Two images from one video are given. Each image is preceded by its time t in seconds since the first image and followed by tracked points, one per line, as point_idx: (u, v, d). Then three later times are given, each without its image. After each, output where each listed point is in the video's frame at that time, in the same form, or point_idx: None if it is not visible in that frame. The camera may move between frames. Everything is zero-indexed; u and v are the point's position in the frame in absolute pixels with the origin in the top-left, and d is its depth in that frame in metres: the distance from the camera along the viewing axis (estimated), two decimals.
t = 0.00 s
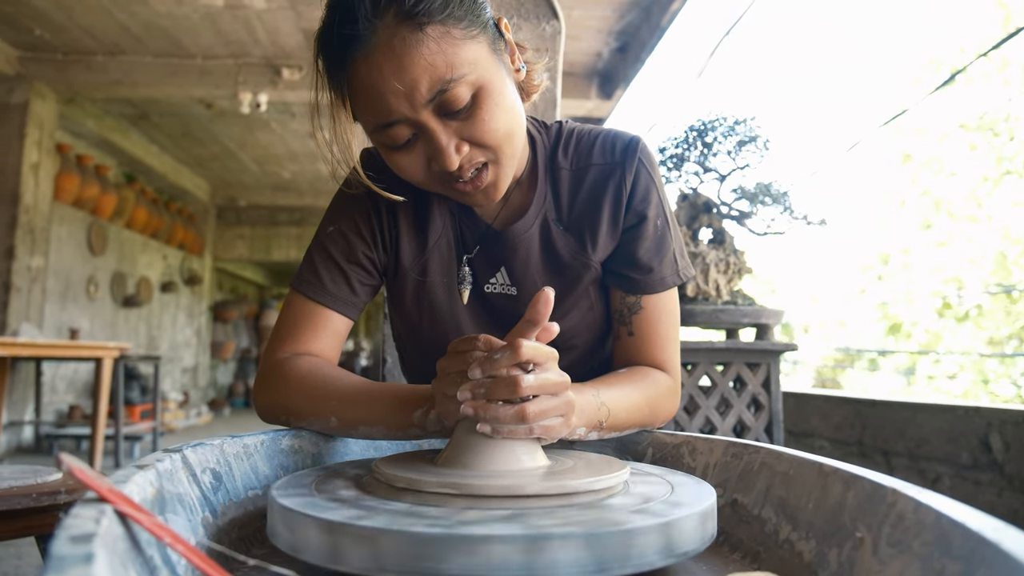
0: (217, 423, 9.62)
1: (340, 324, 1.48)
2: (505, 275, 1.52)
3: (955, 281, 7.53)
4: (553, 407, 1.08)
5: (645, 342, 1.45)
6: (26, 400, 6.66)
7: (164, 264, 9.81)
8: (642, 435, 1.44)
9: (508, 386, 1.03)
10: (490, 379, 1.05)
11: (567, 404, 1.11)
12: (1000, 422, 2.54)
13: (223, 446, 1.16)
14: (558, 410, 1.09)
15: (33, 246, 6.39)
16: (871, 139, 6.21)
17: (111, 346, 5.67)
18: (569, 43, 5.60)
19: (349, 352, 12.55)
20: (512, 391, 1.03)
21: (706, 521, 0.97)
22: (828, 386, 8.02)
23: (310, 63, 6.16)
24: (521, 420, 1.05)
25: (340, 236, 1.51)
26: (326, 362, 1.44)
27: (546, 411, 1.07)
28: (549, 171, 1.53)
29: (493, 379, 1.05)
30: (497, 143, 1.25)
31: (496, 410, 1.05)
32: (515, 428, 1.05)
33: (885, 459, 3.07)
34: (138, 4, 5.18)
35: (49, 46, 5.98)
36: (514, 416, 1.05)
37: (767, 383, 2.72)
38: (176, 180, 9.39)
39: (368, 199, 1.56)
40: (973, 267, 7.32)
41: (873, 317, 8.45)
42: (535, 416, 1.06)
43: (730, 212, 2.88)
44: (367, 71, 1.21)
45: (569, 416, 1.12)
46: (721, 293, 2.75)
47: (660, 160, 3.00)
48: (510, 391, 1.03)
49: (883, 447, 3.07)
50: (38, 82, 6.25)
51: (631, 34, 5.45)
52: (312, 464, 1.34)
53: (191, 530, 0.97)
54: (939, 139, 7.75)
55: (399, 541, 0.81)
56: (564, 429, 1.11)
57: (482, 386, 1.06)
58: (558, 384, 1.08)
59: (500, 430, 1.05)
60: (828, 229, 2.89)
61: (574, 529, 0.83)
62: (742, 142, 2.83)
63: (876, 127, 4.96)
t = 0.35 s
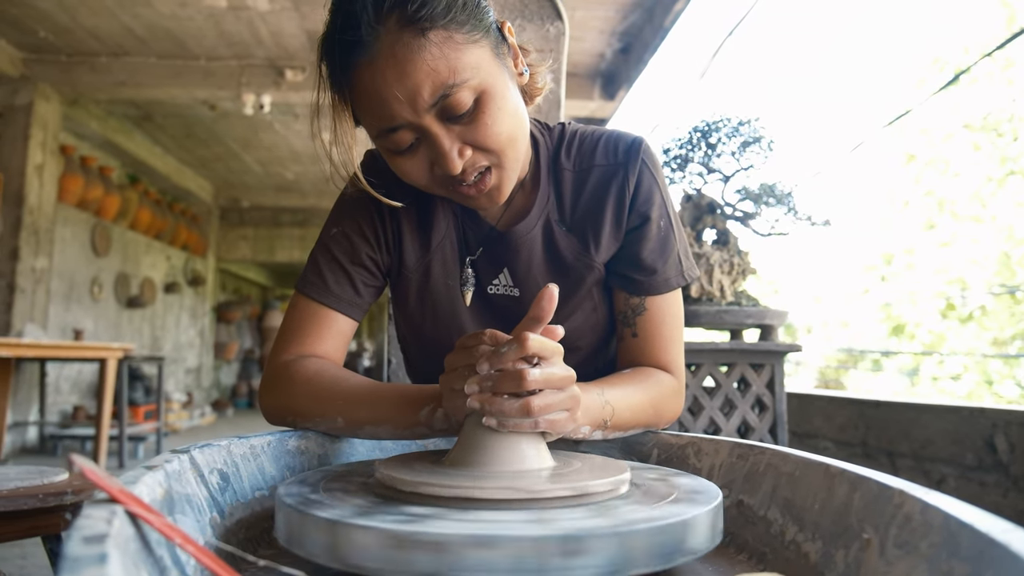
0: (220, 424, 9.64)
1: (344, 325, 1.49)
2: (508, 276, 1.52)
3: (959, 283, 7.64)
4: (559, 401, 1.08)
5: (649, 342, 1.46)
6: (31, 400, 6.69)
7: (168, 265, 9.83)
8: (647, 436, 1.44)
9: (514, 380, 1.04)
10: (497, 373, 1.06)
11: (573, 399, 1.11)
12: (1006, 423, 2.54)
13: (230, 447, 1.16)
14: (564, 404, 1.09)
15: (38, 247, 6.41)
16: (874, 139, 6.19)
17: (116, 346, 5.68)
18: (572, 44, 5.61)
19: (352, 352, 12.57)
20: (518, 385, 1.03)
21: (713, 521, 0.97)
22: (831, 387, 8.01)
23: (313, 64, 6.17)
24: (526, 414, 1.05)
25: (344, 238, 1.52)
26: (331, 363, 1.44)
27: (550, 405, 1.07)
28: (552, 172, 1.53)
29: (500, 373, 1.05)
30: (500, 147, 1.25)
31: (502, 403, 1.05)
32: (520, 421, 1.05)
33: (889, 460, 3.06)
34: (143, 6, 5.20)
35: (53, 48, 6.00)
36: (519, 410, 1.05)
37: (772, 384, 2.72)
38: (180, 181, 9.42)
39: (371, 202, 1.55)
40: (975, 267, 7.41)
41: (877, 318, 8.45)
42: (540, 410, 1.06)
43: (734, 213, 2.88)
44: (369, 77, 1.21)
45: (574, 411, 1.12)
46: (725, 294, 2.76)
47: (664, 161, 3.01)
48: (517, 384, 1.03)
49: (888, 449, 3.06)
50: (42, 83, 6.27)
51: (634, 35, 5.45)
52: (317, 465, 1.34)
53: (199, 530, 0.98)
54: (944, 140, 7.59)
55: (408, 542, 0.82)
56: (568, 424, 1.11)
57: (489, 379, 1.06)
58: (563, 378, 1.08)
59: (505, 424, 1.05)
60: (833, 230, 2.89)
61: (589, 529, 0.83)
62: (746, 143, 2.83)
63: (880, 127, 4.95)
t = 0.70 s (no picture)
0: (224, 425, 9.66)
1: (350, 328, 1.49)
2: (511, 278, 1.53)
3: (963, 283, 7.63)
4: (564, 396, 1.09)
5: (654, 344, 1.46)
6: (36, 401, 6.70)
7: (171, 265, 9.85)
8: (653, 437, 1.44)
9: (520, 375, 1.05)
10: (503, 368, 1.07)
11: (579, 394, 1.12)
12: (1011, 424, 2.54)
13: (238, 448, 1.16)
14: (569, 400, 1.10)
15: (42, 248, 6.43)
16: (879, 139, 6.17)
17: (119, 347, 5.69)
18: (575, 44, 5.61)
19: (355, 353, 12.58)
20: (524, 380, 1.04)
21: (719, 523, 0.97)
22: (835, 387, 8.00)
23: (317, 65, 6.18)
24: (532, 409, 1.06)
25: (349, 240, 1.52)
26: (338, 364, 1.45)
27: (555, 401, 1.08)
28: (556, 174, 1.53)
29: (506, 368, 1.06)
30: (501, 151, 1.25)
31: (508, 399, 1.06)
32: (525, 416, 1.06)
33: (894, 460, 3.06)
34: (146, 8, 5.21)
35: (57, 49, 6.02)
36: (524, 404, 1.06)
37: (776, 385, 2.72)
38: (183, 182, 9.44)
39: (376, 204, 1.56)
40: (979, 268, 7.40)
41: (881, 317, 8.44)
42: (546, 405, 1.07)
43: (738, 214, 2.89)
44: (372, 80, 1.21)
45: (580, 407, 1.12)
46: (729, 295, 2.76)
47: (669, 161, 3.01)
48: (522, 379, 1.04)
49: (893, 449, 3.06)
50: (46, 84, 6.29)
51: (637, 35, 5.45)
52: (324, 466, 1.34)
53: (209, 530, 0.98)
54: (948, 139, 7.52)
55: (416, 542, 0.82)
56: (574, 420, 1.12)
57: (496, 373, 1.08)
58: (569, 374, 1.09)
59: (510, 418, 1.06)
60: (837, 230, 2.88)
61: (598, 530, 0.84)
62: (750, 143, 2.83)
63: (883, 127, 4.94)
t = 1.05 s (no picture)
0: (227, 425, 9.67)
1: (353, 332, 1.50)
2: (512, 283, 1.53)
3: (966, 282, 7.53)
4: (567, 396, 1.08)
5: (657, 347, 1.46)
6: (40, 401, 6.72)
7: (174, 266, 9.86)
8: (656, 439, 1.44)
9: (525, 374, 1.05)
10: (510, 363, 1.07)
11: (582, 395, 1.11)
12: (1015, 425, 2.53)
13: (243, 451, 1.17)
14: (572, 400, 1.09)
15: (46, 249, 6.45)
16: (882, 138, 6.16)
17: (123, 347, 5.69)
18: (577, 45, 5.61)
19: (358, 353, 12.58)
20: (528, 380, 1.05)
21: (722, 527, 0.97)
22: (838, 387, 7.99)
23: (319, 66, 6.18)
24: (532, 407, 1.06)
25: (352, 244, 1.53)
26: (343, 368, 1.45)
27: (557, 400, 1.07)
28: (557, 179, 1.53)
29: (514, 364, 1.07)
30: (494, 159, 1.24)
31: (510, 396, 1.07)
32: (527, 415, 1.06)
33: (898, 461, 3.06)
34: (149, 9, 5.23)
35: (61, 50, 6.04)
36: (525, 402, 1.06)
37: (779, 386, 2.72)
38: (186, 183, 9.46)
39: (378, 209, 1.56)
40: (981, 267, 7.33)
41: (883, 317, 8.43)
42: (546, 405, 1.07)
43: (741, 215, 2.89)
44: (365, 88, 1.22)
45: (583, 408, 1.12)
46: (732, 296, 2.75)
47: (672, 163, 3.01)
48: (528, 378, 1.05)
49: (896, 450, 3.06)
50: (49, 86, 6.31)
51: (640, 35, 5.45)
52: (330, 469, 1.34)
53: (214, 534, 0.98)
54: (950, 139, 7.58)
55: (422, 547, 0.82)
56: (576, 420, 1.11)
57: (501, 369, 1.08)
58: (572, 374, 1.09)
59: (513, 416, 1.06)
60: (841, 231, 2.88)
61: (601, 535, 0.84)
62: (753, 144, 2.83)
63: (886, 127, 4.93)
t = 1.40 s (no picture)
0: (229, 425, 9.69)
1: (353, 338, 1.51)
2: (510, 289, 1.53)
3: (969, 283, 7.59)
4: (565, 397, 1.09)
5: (657, 351, 1.46)
6: (43, 402, 6.73)
7: (177, 266, 9.87)
8: (657, 443, 1.44)
9: (548, 368, 1.04)
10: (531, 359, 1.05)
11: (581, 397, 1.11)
12: (1017, 427, 2.52)
13: (244, 455, 1.17)
14: (571, 400, 1.09)
15: (49, 250, 6.47)
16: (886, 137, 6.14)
17: (126, 347, 5.69)
18: (579, 45, 5.61)
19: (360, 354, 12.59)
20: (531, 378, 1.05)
21: (723, 532, 0.97)
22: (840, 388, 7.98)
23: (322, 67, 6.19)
24: (528, 406, 1.06)
25: (350, 251, 1.54)
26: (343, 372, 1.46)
27: (555, 401, 1.08)
28: (554, 185, 1.53)
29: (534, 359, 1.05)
30: (480, 167, 1.24)
31: (508, 395, 1.07)
32: (522, 414, 1.06)
33: (899, 463, 3.05)
34: (152, 10, 5.23)
35: (64, 52, 6.05)
36: (521, 401, 1.06)
37: (781, 388, 2.72)
38: (189, 183, 9.47)
39: (375, 215, 1.57)
40: (985, 268, 7.34)
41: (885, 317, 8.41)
42: (543, 404, 1.07)
43: (743, 216, 2.88)
44: (347, 104, 1.22)
45: (581, 411, 1.11)
46: (734, 298, 2.75)
47: (673, 164, 3.01)
48: (550, 373, 1.04)
49: (898, 451, 3.06)
50: (52, 87, 6.32)
51: (641, 35, 5.44)
52: (330, 472, 1.34)
53: (214, 539, 0.98)
54: (952, 139, 7.56)
55: (424, 552, 0.82)
56: (575, 422, 1.10)
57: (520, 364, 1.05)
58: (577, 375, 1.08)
59: (514, 415, 1.06)
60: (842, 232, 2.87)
61: (605, 540, 0.84)
62: (754, 146, 2.83)
63: (889, 127, 4.92)
